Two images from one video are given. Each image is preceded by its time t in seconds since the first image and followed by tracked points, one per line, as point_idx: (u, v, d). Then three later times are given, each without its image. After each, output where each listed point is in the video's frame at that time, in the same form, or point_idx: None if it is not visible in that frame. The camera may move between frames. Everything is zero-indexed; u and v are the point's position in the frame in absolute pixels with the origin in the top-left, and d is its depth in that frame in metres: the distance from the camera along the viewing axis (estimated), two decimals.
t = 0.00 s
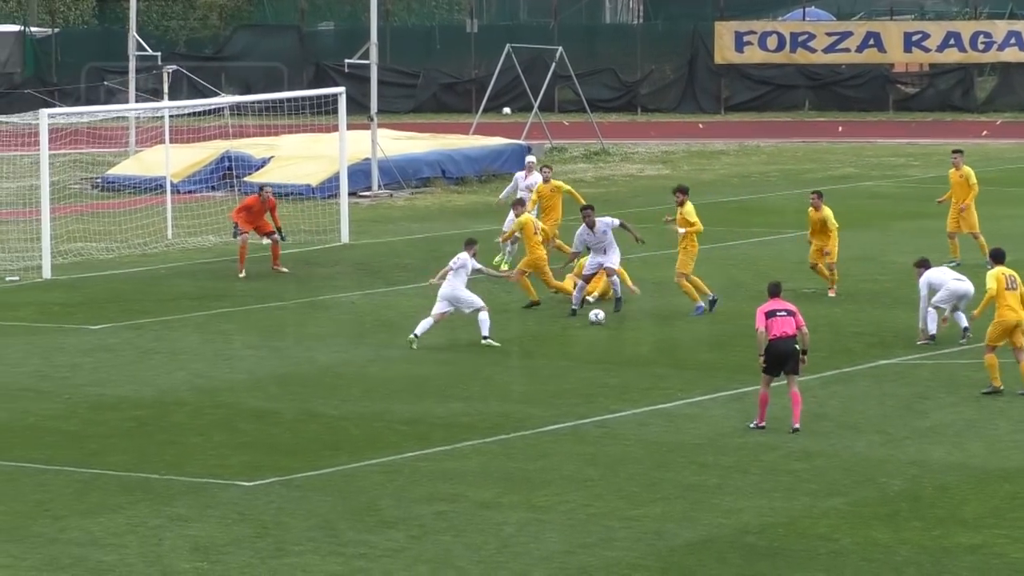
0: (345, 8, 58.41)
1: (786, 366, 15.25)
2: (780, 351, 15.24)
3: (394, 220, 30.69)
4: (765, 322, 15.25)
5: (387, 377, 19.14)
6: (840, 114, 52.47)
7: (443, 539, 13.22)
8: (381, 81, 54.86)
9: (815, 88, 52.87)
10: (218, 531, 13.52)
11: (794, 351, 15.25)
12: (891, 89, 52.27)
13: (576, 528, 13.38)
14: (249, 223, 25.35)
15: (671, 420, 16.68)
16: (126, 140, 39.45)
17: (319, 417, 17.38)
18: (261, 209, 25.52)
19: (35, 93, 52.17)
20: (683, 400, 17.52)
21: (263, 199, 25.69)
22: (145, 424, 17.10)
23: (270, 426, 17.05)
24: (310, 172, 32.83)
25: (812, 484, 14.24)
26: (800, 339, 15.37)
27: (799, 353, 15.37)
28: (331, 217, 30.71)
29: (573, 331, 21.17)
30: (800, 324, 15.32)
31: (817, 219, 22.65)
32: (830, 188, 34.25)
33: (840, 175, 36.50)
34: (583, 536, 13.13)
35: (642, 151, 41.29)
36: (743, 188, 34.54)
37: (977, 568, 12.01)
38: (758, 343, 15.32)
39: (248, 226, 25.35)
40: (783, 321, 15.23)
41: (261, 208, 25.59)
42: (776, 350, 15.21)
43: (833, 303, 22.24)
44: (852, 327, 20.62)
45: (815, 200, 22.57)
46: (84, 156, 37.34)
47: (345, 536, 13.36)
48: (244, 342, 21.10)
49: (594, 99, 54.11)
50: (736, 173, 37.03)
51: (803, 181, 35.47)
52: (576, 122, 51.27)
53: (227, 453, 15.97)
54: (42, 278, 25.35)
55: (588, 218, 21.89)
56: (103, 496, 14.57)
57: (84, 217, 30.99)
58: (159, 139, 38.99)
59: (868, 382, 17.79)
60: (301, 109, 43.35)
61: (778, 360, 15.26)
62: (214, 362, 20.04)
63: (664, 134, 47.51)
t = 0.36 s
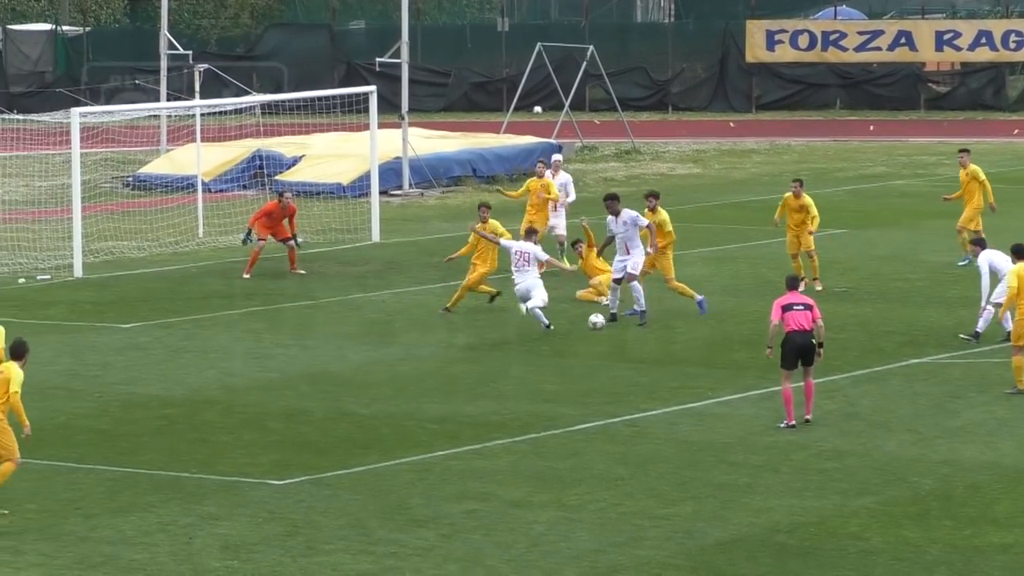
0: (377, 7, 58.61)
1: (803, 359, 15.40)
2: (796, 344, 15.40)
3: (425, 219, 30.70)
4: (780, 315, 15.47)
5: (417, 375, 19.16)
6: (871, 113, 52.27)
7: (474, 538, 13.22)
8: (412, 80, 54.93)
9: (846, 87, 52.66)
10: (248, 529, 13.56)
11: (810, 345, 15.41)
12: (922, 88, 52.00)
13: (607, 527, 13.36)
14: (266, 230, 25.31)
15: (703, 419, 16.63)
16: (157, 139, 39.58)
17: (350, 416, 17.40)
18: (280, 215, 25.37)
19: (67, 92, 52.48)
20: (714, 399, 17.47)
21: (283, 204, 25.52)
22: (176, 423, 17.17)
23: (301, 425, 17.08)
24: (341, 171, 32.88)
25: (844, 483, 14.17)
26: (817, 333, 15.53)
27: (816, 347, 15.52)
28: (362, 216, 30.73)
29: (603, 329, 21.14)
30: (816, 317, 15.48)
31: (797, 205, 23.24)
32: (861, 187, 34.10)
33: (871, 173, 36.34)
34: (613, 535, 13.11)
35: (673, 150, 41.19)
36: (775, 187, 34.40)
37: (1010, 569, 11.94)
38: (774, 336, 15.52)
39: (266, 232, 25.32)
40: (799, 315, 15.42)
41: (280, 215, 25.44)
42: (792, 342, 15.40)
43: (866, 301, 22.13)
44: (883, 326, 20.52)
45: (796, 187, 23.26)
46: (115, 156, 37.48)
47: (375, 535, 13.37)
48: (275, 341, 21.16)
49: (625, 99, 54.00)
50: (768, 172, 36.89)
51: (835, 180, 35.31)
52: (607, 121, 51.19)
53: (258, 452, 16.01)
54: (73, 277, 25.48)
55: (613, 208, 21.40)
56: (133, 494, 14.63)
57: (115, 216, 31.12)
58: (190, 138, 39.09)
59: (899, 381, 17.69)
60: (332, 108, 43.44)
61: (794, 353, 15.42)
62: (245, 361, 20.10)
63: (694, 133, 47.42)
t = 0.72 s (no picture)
0: (398, 8, 58.62)
1: (816, 360, 15.49)
2: (810, 345, 15.48)
3: (447, 220, 30.73)
4: (800, 314, 15.47)
5: (437, 375, 19.18)
6: (893, 113, 52.12)
7: (495, 538, 13.22)
8: (433, 80, 54.95)
9: (868, 87, 52.56)
10: (269, 530, 13.58)
11: (825, 347, 15.48)
12: (944, 88, 51.93)
13: (628, 527, 13.34)
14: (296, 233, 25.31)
15: (724, 419, 16.61)
16: (178, 139, 39.69)
17: (372, 416, 17.42)
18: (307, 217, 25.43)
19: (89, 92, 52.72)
20: (735, 399, 17.44)
21: (309, 204, 25.58)
22: (197, 423, 17.21)
23: (322, 425, 17.11)
24: (362, 171, 32.93)
25: (865, 483, 14.14)
26: (833, 335, 15.59)
27: (830, 349, 15.60)
28: (383, 216, 30.75)
29: (625, 330, 21.11)
30: (834, 319, 15.52)
31: (769, 215, 23.12)
32: (882, 188, 34.01)
33: (892, 174, 36.23)
34: (635, 535, 13.09)
35: (695, 150, 41.14)
36: (797, 187, 34.33)
37: None
38: (790, 334, 15.57)
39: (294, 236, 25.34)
40: (819, 316, 15.44)
41: (308, 215, 25.50)
42: (806, 343, 15.47)
43: (887, 301, 22.07)
44: (903, 326, 20.47)
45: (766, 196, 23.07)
46: (138, 156, 37.60)
47: (396, 535, 13.39)
48: (296, 341, 21.20)
49: (646, 99, 53.93)
50: (790, 172, 36.81)
51: (857, 180, 35.22)
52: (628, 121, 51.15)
53: (279, 452, 16.05)
54: (95, 277, 25.59)
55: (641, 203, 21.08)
56: (155, 494, 14.67)
57: (138, 216, 31.24)
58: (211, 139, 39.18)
59: (920, 382, 17.63)
60: (353, 108, 43.48)
61: (808, 353, 15.50)
62: (266, 361, 20.14)
63: (715, 133, 47.39)
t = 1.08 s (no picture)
0: (409, 8, 58.73)
1: (824, 359, 15.51)
2: (817, 344, 15.49)
3: (458, 220, 30.74)
4: (804, 316, 15.43)
5: (448, 376, 19.19)
6: (904, 114, 52.04)
7: (505, 539, 13.23)
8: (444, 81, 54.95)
9: (879, 88, 52.50)
10: (279, 531, 13.60)
11: (831, 345, 15.49)
12: (955, 89, 51.81)
13: (638, 528, 13.34)
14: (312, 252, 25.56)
15: (734, 420, 16.59)
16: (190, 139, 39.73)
17: (382, 417, 17.44)
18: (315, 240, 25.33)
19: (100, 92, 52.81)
20: (745, 400, 17.42)
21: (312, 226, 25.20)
22: (208, 424, 17.23)
23: (333, 426, 17.13)
24: (373, 171, 32.95)
25: (875, 484, 14.13)
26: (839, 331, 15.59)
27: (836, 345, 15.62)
28: (394, 217, 30.77)
29: (635, 331, 21.11)
30: (838, 315, 15.52)
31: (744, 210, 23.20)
32: (894, 188, 33.95)
33: (904, 175, 36.17)
34: (645, 536, 13.09)
35: (706, 151, 41.13)
36: (807, 188, 34.28)
37: None
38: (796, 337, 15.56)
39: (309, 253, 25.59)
40: (823, 315, 15.42)
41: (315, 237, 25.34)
42: (812, 344, 15.47)
43: (898, 302, 22.04)
44: (915, 327, 20.44)
45: (743, 193, 23.28)
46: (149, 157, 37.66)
47: (406, 535, 13.39)
48: (306, 342, 21.22)
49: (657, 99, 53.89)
50: (801, 173, 36.76)
51: (868, 181, 35.17)
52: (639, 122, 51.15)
53: (289, 453, 16.07)
54: (106, 278, 25.63)
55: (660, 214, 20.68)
56: (165, 495, 14.68)
57: (148, 217, 31.29)
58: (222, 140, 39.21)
59: (931, 382, 17.60)
60: (364, 109, 43.47)
61: (815, 353, 15.51)
62: (276, 362, 20.16)
63: (726, 134, 47.37)
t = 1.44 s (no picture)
0: (419, 9, 58.63)
1: (813, 356, 15.73)
2: (804, 342, 15.76)
3: (466, 221, 30.75)
4: (789, 314, 15.81)
5: (457, 377, 19.20)
6: (914, 114, 51.96)
7: (514, 539, 13.24)
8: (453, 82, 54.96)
9: (888, 88, 52.47)
10: (289, 531, 13.61)
11: (818, 342, 15.68)
12: (965, 89, 51.68)
13: (647, 529, 13.34)
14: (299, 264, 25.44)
15: (743, 421, 16.58)
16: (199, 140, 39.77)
17: (390, 417, 17.46)
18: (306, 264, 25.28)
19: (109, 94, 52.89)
20: (754, 401, 17.41)
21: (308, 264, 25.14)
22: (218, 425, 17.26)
23: (341, 427, 17.15)
24: (382, 172, 32.95)
25: (885, 484, 14.12)
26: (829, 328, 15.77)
27: (829, 342, 15.78)
28: (404, 218, 30.79)
29: (644, 331, 21.10)
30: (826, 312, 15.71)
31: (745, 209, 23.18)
32: (904, 189, 33.92)
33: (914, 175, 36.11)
34: (654, 537, 13.09)
35: (715, 152, 41.10)
36: (816, 189, 34.24)
37: None
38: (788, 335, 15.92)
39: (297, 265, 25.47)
40: (806, 313, 15.70)
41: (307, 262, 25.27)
42: (798, 341, 15.78)
43: (907, 303, 22.01)
44: (925, 327, 20.42)
45: (745, 192, 23.30)
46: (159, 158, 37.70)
47: (416, 536, 13.40)
48: (314, 342, 21.25)
49: (666, 100, 53.86)
50: (810, 174, 36.73)
51: (877, 182, 35.12)
52: (648, 122, 51.14)
53: (298, 454, 16.09)
54: (116, 278, 25.67)
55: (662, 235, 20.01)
56: (174, 496, 14.71)
57: (158, 218, 31.32)
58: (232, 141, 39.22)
59: (941, 383, 17.58)
60: (374, 110, 43.46)
61: (803, 350, 15.78)
62: (285, 362, 20.18)
63: (735, 134, 47.36)
